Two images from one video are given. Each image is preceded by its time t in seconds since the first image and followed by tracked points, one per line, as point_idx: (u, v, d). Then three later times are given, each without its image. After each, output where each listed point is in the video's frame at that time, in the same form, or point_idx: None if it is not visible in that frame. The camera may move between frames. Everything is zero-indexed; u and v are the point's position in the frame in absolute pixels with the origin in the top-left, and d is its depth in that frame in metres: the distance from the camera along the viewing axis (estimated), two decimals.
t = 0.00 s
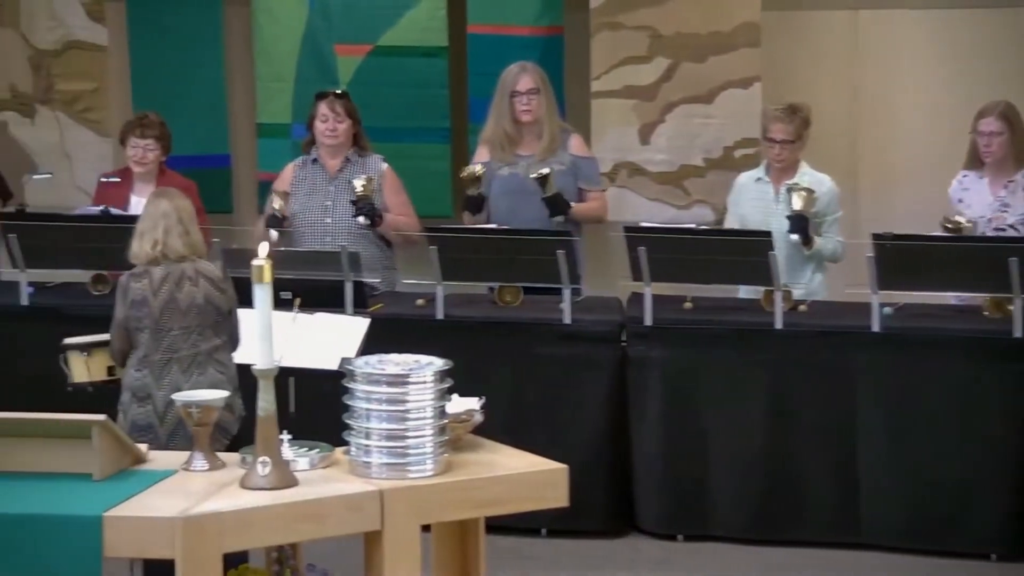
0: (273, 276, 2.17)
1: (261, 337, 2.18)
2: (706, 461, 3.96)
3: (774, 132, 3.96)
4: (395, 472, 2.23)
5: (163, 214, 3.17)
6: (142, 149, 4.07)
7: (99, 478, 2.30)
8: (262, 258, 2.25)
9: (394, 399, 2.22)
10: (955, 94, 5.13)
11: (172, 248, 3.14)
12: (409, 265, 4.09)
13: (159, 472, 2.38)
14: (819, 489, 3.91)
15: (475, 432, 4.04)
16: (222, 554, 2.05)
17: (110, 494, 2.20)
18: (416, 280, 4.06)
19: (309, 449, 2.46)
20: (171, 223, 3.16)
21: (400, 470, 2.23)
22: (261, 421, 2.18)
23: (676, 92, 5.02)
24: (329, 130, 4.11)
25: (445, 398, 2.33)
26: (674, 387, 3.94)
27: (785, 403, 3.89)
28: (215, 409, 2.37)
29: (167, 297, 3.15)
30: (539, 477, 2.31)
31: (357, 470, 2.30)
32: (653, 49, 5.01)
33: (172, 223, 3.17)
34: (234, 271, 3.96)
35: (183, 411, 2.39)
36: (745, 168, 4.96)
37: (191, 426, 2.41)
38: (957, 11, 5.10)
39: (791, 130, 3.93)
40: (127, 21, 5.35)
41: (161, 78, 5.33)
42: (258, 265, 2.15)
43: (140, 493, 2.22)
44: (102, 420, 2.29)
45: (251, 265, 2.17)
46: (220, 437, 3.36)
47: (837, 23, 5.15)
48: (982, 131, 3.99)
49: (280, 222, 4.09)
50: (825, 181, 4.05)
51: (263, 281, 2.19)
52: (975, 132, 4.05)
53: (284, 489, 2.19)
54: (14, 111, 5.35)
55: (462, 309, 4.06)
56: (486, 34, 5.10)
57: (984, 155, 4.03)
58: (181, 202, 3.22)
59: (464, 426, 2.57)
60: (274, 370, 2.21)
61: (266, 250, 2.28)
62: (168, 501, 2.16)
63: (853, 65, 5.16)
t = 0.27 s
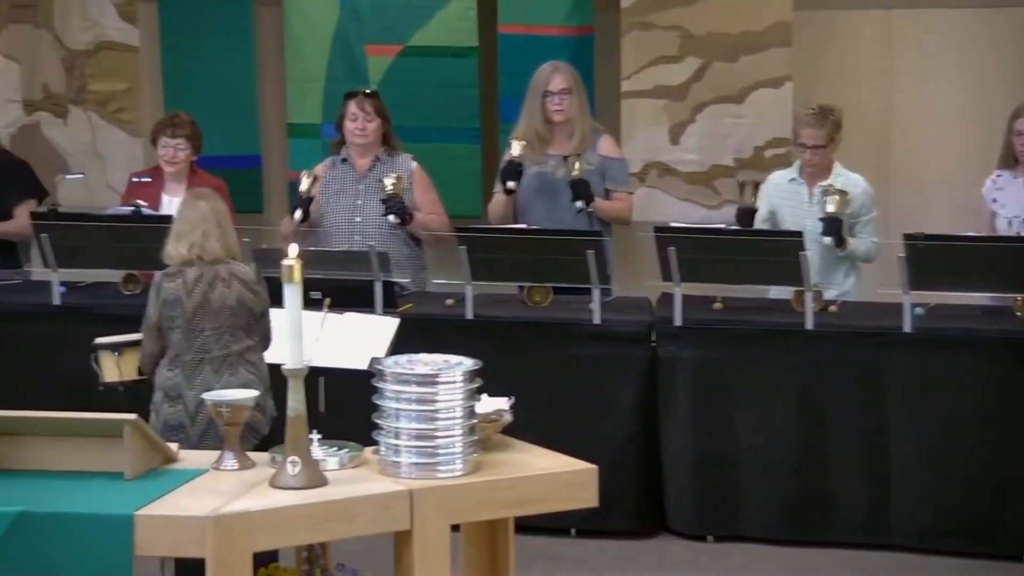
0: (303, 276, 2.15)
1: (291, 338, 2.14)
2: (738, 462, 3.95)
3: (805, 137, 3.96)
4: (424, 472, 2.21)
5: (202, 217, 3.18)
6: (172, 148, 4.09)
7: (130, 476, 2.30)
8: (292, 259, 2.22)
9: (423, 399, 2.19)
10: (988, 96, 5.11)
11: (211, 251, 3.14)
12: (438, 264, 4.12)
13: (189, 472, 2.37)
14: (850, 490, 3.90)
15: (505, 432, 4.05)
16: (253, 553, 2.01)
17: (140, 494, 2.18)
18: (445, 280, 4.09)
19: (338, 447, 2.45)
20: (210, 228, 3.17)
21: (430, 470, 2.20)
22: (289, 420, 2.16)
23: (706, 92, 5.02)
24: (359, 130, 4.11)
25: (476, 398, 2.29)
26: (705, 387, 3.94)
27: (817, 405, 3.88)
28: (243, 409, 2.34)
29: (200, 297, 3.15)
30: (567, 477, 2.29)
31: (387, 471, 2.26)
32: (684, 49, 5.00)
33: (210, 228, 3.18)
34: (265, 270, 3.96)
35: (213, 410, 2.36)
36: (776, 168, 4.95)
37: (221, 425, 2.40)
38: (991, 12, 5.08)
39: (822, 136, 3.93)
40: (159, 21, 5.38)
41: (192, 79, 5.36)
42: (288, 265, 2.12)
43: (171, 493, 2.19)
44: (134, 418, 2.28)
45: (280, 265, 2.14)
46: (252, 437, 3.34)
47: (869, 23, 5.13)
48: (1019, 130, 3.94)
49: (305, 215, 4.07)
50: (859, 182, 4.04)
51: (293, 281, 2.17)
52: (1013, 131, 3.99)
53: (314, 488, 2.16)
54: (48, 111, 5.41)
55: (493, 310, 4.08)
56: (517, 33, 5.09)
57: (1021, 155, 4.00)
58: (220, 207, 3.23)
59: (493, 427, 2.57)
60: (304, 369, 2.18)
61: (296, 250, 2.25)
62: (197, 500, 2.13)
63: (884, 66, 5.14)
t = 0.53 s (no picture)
0: (332, 277, 2.18)
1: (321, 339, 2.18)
2: (770, 461, 3.95)
3: (842, 131, 3.94)
4: (454, 472, 2.25)
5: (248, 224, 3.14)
6: (202, 148, 4.10)
7: (161, 475, 2.36)
8: (322, 259, 2.26)
9: (453, 399, 2.23)
10: None
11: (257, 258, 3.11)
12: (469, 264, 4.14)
13: (221, 471, 2.43)
14: (882, 491, 3.89)
15: (536, 432, 4.06)
16: (284, 552, 2.06)
17: (173, 492, 2.23)
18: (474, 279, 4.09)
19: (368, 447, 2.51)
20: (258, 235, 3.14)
21: (460, 470, 2.25)
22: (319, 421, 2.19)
23: (738, 92, 5.02)
24: (391, 130, 4.12)
25: (505, 399, 2.34)
26: (736, 387, 3.93)
27: (849, 404, 3.87)
28: (275, 408, 2.40)
29: (237, 296, 3.15)
30: (598, 476, 2.33)
31: (416, 469, 2.31)
32: (715, 49, 5.00)
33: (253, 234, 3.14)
34: (298, 270, 3.98)
35: (244, 410, 2.42)
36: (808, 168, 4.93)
37: (252, 424, 2.45)
38: None
39: (860, 130, 3.91)
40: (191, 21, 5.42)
41: (223, 79, 5.39)
42: (318, 265, 2.16)
43: (201, 493, 2.24)
44: (163, 418, 2.34)
45: (312, 266, 2.18)
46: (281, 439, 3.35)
47: (902, 22, 5.12)
48: None
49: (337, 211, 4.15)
50: (893, 182, 4.02)
51: (324, 281, 2.20)
52: None
53: (344, 488, 2.20)
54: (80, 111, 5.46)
55: (524, 309, 4.08)
56: (546, 33, 5.10)
57: None
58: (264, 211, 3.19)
59: (524, 426, 2.60)
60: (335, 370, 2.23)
61: (326, 251, 2.28)
62: (229, 498, 2.17)
63: (917, 65, 5.13)
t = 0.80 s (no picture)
0: (362, 276, 2.22)
1: (351, 338, 2.22)
2: (799, 463, 3.93)
3: (877, 126, 3.95)
4: (484, 472, 2.30)
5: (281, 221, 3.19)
6: (229, 148, 4.10)
7: (193, 475, 2.41)
8: (352, 258, 2.29)
9: (483, 399, 2.29)
10: None
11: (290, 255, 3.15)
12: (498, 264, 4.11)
13: (251, 471, 2.47)
14: (912, 492, 3.88)
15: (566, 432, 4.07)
16: (314, 551, 2.10)
17: (203, 492, 2.28)
18: (505, 280, 4.07)
19: (398, 447, 2.56)
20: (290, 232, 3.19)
21: (490, 470, 2.30)
22: (350, 421, 2.23)
23: (768, 92, 5.01)
24: (422, 130, 4.12)
25: (535, 398, 2.39)
26: (766, 388, 3.93)
27: (880, 405, 3.86)
28: (305, 408, 2.43)
29: (266, 296, 3.16)
30: (629, 477, 2.38)
31: (446, 470, 2.36)
32: (746, 48, 5.00)
33: (285, 231, 3.18)
34: (328, 270, 4.00)
35: (274, 409, 2.46)
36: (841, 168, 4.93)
37: (282, 423, 2.49)
38: None
39: (895, 125, 3.93)
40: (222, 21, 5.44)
41: (254, 79, 5.41)
42: (349, 266, 2.19)
43: (232, 492, 2.28)
44: (194, 417, 2.39)
45: (342, 267, 2.21)
46: (315, 436, 3.35)
47: (934, 21, 5.10)
48: None
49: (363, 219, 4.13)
50: (925, 183, 4.01)
51: (353, 280, 2.23)
52: None
53: (374, 488, 2.25)
54: (111, 111, 5.53)
55: (551, 309, 4.09)
56: (578, 33, 5.10)
57: None
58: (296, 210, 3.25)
59: (554, 427, 2.63)
60: (365, 370, 2.25)
61: (356, 251, 2.31)
62: (258, 497, 2.22)
63: (949, 64, 5.11)
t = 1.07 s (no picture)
0: (393, 275, 2.21)
1: (380, 338, 2.22)
2: (830, 464, 3.92)
3: (910, 124, 3.95)
4: (514, 472, 2.33)
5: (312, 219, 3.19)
6: (260, 149, 4.12)
7: (224, 474, 2.46)
8: (383, 257, 2.30)
9: (513, 399, 2.32)
10: None
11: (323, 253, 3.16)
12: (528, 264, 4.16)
13: (282, 470, 2.51)
14: (945, 494, 3.86)
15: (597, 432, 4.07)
16: (345, 551, 2.15)
17: (237, 491, 2.32)
18: (536, 280, 4.10)
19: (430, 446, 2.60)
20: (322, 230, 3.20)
21: (521, 469, 2.32)
22: (381, 421, 2.26)
23: (801, 92, 5.00)
24: (456, 130, 4.14)
25: (565, 398, 2.41)
26: (797, 389, 3.92)
27: (912, 406, 3.84)
28: (335, 407, 2.48)
29: (298, 297, 3.17)
30: (660, 477, 2.41)
31: (476, 470, 2.39)
32: (779, 48, 4.99)
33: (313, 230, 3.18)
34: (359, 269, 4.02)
35: (305, 409, 2.50)
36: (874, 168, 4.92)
37: (313, 423, 2.53)
38: None
39: (926, 123, 3.91)
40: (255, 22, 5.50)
41: (285, 79, 5.46)
42: (378, 265, 2.19)
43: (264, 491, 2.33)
44: (226, 417, 2.44)
45: (372, 265, 2.21)
46: (344, 438, 3.32)
47: (970, 20, 5.07)
48: None
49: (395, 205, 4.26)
50: (959, 183, 3.97)
51: (385, 280, 2.25)
52: None
53: (405, 487, 2.29)
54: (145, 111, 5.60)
55: (582, 309, 4.09)
56: (609, 33, 5.11)
57: None
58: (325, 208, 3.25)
59: (585, 426, 2.66)
60: (396, 370, 2.26)
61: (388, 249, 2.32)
62: (291, 497, 2.26)
63: (984, 63, 5.08)
